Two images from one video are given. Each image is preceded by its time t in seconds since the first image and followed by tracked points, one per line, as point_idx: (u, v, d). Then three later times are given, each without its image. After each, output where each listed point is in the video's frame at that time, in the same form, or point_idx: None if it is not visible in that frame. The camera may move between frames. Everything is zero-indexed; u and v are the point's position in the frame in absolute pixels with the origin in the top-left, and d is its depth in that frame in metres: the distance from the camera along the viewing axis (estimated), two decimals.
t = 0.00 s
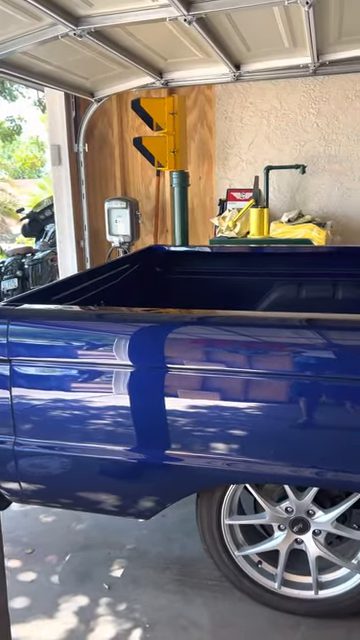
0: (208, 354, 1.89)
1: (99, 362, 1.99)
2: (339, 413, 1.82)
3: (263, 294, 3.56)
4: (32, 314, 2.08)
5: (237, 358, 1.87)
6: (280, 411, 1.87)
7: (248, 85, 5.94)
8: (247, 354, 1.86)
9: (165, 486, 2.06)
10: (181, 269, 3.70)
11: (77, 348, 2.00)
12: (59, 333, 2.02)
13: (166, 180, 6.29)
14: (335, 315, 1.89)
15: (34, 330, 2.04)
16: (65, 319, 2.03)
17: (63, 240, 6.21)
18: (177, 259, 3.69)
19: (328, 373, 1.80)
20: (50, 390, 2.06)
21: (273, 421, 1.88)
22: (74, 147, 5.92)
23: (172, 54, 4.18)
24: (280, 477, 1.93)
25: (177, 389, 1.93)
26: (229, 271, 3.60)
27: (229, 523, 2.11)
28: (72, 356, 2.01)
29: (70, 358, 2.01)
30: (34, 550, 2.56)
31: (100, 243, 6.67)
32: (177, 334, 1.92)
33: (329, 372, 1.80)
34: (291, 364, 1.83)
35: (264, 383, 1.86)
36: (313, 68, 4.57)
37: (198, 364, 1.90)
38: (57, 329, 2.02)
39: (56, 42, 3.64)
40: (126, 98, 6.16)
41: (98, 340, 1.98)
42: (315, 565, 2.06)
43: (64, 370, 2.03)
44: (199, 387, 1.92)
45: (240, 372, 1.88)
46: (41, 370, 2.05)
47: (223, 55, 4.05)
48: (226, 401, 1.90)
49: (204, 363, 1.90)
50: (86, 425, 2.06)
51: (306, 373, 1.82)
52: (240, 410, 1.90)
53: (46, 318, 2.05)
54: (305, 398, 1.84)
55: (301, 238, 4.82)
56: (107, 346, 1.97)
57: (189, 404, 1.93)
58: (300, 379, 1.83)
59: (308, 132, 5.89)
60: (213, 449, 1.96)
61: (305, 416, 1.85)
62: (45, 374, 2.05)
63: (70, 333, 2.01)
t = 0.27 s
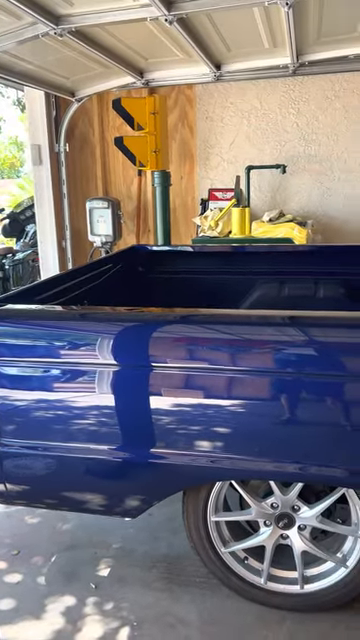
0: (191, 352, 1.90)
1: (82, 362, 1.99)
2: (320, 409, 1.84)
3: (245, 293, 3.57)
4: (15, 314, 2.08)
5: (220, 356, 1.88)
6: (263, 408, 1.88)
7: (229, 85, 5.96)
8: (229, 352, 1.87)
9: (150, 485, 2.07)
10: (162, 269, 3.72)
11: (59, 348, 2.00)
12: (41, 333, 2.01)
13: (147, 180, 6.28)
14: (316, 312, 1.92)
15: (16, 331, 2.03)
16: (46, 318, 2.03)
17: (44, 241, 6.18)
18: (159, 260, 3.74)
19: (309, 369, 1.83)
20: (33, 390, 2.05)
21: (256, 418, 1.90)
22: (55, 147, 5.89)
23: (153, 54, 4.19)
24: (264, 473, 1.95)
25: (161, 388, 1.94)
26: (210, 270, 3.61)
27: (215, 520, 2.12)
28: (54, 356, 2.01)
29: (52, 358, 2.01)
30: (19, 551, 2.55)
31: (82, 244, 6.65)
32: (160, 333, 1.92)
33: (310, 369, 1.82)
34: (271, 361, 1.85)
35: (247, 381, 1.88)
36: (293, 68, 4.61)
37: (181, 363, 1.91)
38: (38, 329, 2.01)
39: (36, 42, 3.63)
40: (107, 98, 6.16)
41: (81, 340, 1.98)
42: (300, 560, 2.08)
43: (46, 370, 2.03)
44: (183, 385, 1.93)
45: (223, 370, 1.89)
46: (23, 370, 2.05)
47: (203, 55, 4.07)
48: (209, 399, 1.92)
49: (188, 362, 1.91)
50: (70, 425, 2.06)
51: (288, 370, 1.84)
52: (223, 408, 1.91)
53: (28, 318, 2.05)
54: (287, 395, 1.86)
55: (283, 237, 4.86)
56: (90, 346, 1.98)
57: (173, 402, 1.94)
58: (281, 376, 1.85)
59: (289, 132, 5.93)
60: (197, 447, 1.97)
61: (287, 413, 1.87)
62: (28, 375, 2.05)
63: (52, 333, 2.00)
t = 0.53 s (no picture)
0: (174, 350, 1.91)
1: (64, 361, 1.99)
2: (301, 405, 1.87)
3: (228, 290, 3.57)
4: None
5: (203, 353, 1.90)
6: (245, 405, 1.90)
7: (209, 85, 5.98)
8: (212, 350, 1.89)
9: (134, 483, 2.07)
10: (145, 268, 3.72)
11: (40, 347, 2.00)
12: (22, 333, 2.01)
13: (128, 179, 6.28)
14: (297, 309, 1.94)
15: None
16: (27, 318, 2.03)
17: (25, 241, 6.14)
18: (141, 259, 3.74)
19: (290, 365, 1.85)
20: (15, 390, 2.05)
21: (239, 415, 1.92)
22: (35, 146, 5.86)
23: (134, 53, 4.19)
24: (249, 469, 1.96)
25: (144, 386, 1.95)
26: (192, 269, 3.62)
27: (201, 517, 2.14)
28: (36, 356, 2.01)
29: (34, 357, 2.01)
30: (4, 553, 2.54)
31: (63, 244, 6.61)
32: (143, 331, 1.93)
33: (290, 365, 1.85)
34: (252, 358, 1.87)
35: (229, 378, 1.90)
36: (272, 67, 4.65)
37: (164, 360, 1.92)
38: (19, 329, 2.01)
39: (16, 40, 3.61)
40: (87, 98, 6.14)
41: (62, 339, 1.98)
42: (285, 555, 2.11)
43: (27, 370, 2.03)
44: (166, 383, 1.94)
45: (206, 368, 1.91)
46: (4, 370, 2.04)
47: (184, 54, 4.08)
48: (192, 397, 1.93)
49: (171, 359, 1.92)
50: (53, 425, 2.05)
51: (270, 367, 1.86)
52: (206, 405, 1.93)
53: (8, 317, 2.04)
54: (269, 391, 1.88)
55: (264, 236, 4.90)
56: (72, 345, 1.98)
57: (156, 400, 1.95)
58: (262, 373, 1.87)
59: (269, 132, 5.97)
60: (181, 444, 1.98)
61: (270, 410, 1.89)
62: (10, 375, 2.04)
63: (33, 333, 2.00)
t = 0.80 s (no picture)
0: (160, 348, 1.92)
1: (49, 361, 2.00)
2: (286, 401, 1.88)
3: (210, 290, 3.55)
4: None
5: (189, 351, 1.91)
6: (231, 402, 1.91)
7: (193, 84, 6.00)
8: (198, 347, 1.90)
9: (122, 481, 2.08)
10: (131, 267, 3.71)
11: (25, 346, 2.01)
12: (7, 332, 2.02)
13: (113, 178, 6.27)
14: (283, 306, 1.96)
15: None
16: (12, 317, 2.03)
17: (9, 241, 6.09)
18: (127, 258, 3.74)
19: (274, 362, 1.87)
20: None
21: (225, 412, 1.93)
22: (18, 145, 5.83)
23: (118, 52, 4.18)
24: (236, 466, 1.98)
25: (130, 384, 1.95)
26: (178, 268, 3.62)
27: (189, 514, 2.15)
28: (20, 356, 2.01)
29: (18, 356, 2.02)
30: None
31: (48, 244, 6.59)
32: (130, 329, 1.94)
33: (275, 362, 1.87)
34: (236, 355, 1.88)
35: (215, 375, 1.91)
36: (256, 67, 4.67)
37: (150, 358, 1.93)
38: (3, 328, 2.01)
39: None
40: (71, 97, 6.12)
41: (45, 338, 1.99)
42: (272, 549, 2.13)
43: (10, 369, 2.03)
44: (152, 381, 1.94)
45: (192, 365, 1.92)
46: None
47: (168, 53, 4.08)
48: (178, 394, 1.94)
49: (157, 357, 1.93)
50: (38, 425, 2.05)
51: (255, 364, 1.88)
52: (192, 402, 1.94)
53: None
54: (254, 388, 1.89)
55: (249, 235, 4.92)
56: (57, 344, 1.98)
57: (142, 398, 1.96)
58: (247, 370, 1.89)
59: (253, 131, 6.00)
60: (168, 442, 1.99)
61: (256, 406, 1.91)
62: None
63: (17, 333, 2.01)
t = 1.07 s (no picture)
0: (146, 346, 1.93)
1: (35, 359, 2.00)
2: (272, 398, 1.90)
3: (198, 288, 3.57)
4: None
5: (176, 348, 1.92)
6: (218, 399, 1.93)
7: (179, 83, 6.00)
8: (185, 345, 1.91)
9: (111, 479, 2.08)
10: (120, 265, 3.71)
11: (10, 346, 2.01)
12: None
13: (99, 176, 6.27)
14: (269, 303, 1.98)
15: None
16: None
17: None
18: (114, 256, 3.74)
19: (258, 359, 1.89)
20: None
21: (212, 409, 1.94)
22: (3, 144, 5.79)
23: (103, 51, 4.18)
24: (225, 462, 1.99)
25: (116, 383, 1.96)
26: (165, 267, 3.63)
27: (179, 511, 2.16)
28: (6, 355, 2.01)
29: (3, 356, 2.01)
30: None
31: (34, 243, 6.56)
32: (116, 328, 1.94)
33: (259, 359, 1.88)
34: (221, 353, 1.90)
35: (201, 373, 1.92)
36: (241, 66, 4.70)
37: (136, 356, 1.93)
38: None
39: None
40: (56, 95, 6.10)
41: (30, 337, 1.99)
42: (262, 545, 2.15)
43: None
44: (139, 379, 1.95)
45: (178, 363, 1.93)
46: None
47: (154, 52, 4.09)
48: (165, 392, 1.95)
49: (144, 355, 1.93)
50: (26, 424, 2.05)
51: (241, 361, 1.89)
52: (179, 400, 1.95)
53: None
54: (239, 385, 1.91)
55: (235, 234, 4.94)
56: (44, 343, 1.98)
57: (130, 396, 1.96)
58: (231, 367, 1.90)
59: (238, 131, 6.03)
60: (156, 440, 2.00)
61: (243, 403, 1.92)
62: None
63: (2, 332, 2.00)
